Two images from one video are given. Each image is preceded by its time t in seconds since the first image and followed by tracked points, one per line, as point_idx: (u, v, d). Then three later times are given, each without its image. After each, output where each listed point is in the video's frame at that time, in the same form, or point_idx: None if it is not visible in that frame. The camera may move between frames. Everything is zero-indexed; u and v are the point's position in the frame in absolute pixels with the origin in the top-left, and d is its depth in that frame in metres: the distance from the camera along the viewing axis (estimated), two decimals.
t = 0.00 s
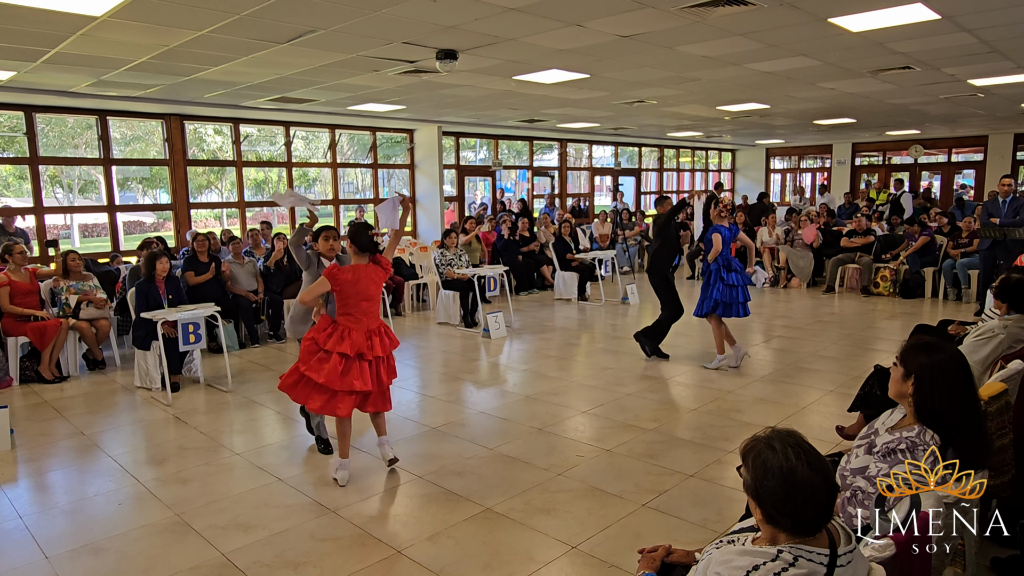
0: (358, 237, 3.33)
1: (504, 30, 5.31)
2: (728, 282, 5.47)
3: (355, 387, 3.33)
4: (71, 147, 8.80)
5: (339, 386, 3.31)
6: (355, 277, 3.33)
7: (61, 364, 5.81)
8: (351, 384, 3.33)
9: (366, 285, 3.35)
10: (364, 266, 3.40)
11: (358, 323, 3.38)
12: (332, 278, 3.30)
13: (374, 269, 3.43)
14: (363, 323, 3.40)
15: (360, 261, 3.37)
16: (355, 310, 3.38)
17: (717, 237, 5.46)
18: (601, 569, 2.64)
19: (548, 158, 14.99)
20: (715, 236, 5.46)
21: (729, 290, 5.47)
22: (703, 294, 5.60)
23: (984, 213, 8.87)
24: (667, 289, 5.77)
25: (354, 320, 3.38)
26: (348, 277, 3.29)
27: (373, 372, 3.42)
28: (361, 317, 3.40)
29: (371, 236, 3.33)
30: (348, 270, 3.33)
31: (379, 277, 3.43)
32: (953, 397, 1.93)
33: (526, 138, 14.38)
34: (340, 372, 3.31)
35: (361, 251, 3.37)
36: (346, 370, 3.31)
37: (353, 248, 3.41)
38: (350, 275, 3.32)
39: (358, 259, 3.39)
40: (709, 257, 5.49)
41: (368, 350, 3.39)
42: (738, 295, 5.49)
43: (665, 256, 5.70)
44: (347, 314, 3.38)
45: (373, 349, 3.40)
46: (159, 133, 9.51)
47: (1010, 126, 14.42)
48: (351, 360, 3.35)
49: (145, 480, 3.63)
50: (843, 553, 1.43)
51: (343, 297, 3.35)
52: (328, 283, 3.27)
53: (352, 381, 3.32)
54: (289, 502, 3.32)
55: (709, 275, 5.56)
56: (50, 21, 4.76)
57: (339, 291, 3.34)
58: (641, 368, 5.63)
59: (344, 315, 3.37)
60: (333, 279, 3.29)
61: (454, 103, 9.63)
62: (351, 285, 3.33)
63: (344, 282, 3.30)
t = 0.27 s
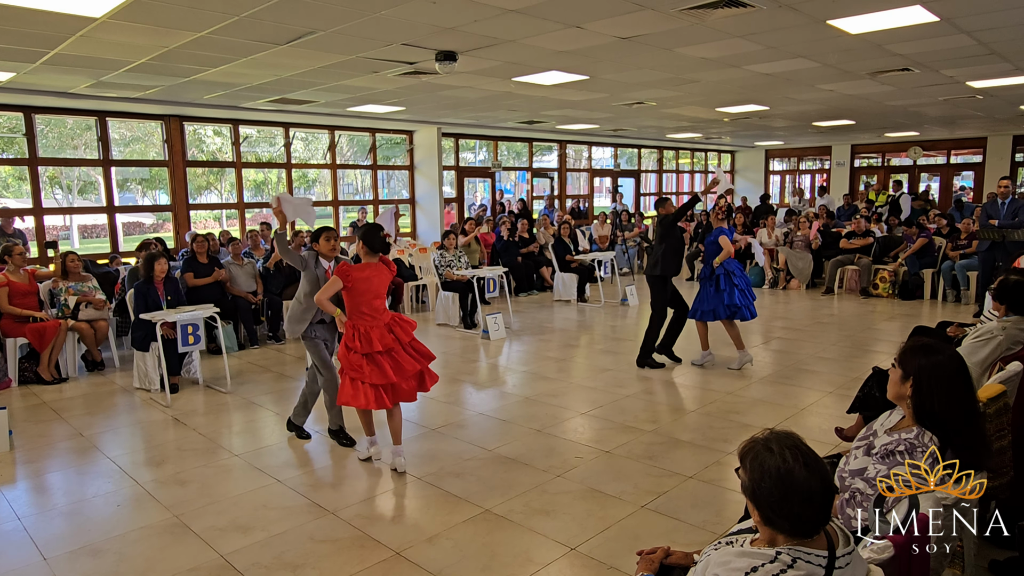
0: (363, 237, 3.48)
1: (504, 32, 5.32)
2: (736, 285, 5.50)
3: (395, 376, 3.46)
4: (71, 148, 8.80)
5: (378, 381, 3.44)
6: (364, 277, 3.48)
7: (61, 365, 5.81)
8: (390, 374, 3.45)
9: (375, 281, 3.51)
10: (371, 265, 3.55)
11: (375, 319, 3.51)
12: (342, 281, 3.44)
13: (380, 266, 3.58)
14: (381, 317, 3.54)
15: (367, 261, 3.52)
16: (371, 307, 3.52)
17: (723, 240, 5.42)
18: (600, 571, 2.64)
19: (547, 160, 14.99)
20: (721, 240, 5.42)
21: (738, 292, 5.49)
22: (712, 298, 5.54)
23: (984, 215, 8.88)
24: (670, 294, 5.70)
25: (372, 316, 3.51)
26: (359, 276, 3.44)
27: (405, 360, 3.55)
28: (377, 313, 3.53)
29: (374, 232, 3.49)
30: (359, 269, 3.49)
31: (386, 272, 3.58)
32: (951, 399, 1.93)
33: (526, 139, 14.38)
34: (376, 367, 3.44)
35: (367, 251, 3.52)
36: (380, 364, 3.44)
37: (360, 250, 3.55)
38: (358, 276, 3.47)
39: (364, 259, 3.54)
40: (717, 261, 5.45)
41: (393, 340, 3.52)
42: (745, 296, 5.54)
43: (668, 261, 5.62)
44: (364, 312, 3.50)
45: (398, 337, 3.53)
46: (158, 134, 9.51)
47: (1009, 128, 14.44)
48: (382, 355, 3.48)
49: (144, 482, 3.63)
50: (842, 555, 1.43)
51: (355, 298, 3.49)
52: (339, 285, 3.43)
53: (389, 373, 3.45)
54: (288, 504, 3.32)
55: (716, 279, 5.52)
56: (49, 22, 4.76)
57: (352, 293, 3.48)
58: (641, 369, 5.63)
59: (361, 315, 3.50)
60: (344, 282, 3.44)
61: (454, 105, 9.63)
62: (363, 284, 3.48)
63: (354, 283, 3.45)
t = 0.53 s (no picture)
0: (377, 235, 3.48)
1: (504, 34, 5.33)
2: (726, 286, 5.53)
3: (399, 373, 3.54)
4: (70, 149, 8.81)
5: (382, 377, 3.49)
6: (377, 274, 3.50)
7: (60, 366, 5.81)
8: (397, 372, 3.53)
9: (387, 279, 3.54)
10: (382, 262, 3.56)
11: (383, 316, 3.54)
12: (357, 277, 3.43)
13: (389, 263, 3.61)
14: (387, 315, 3.57)
15: (377, 259, 3.52)
16: (380, 304, 3.54)
17: (717, 241, 5.40)
18: (599, 572, 2.64)
19: (547, 162, 15.00)
20: (715, 241, 5.40)
21: (727, 293, 5.54)
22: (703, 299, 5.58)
23: (983, 217, 8.88)
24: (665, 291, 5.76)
25: (380, 313, 3.53)
26: (374, 273, 3.46)
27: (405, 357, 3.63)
28: (385, 310, 3.56)
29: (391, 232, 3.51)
30: (371, 266, 3.50)
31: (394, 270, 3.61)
32: (950, 399, 1.94)
33: (526, 141, 14.39)
34: (384, 364, 3.49)
35: (380, 249, 3.53)
36: (387, 360, 3.49)
37: (369, 247, 3.55)
38: (372, 273, 3.48)
39: (375, 256, 3.54)
40: (708, 263, 5.45)
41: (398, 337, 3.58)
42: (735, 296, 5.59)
43: (662, 259, 5.68)
44: (374, 309, 3.52)
45: (402, 335, 3.60)
46: (158, 135, 9.51)
47: (1008, 130, 14.46)
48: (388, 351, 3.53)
49: (143, 483, 3.63)
50: (841, 557, 1.43)
51: (368, 294, 3.49)
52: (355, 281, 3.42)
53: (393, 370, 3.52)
54: (288, 505, 3.31)
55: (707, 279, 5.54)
56: (50, 24, 4.76)
57: (363, 289, 3.48)
58: (640, 371, 5.64)
59: (371, 311, 3.51)
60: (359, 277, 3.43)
61: (453, 106, 9.64)
62: (376, 281, 3.50)
63: (369, 280, 3.46)
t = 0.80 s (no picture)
0: (389, 236, 3.48)
1: (505, 35, 5.33)
2: (722, 288, 5.52)
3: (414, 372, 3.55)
4: (71, 151, 8.82)
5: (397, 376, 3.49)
6: (390, 275, 3.50)
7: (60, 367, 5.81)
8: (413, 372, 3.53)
9: (400, 280, 3.55)
10: (394, 263, 3.57)
11: (397, 316, 3.54)
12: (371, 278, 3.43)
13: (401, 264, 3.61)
14: (400, 315, 3.57)
15: (388, 260, 3.53)
16: (393, 305, 3.54)
17: (711, 243, 5.41)
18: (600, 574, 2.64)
19: (548, 163, 15.00)
20: (707, 243, 5.42)
21: (723, 295, 5.53)
22: (698, 299, 5.62)
23: (983, 218, 8.88)
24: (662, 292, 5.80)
25: (394, 314, 3.53)
26: (385, 276, 3.46)
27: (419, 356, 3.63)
28: (398, 311, 3.56)
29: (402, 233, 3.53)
30: (382, 268, 3.49)
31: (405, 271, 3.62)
32: (952, 402, 1.94)
33: (526, 142, 14.39)
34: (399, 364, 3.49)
35: (392, 250, 3.53)
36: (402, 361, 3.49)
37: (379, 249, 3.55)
38: (385, 274, 3.48)
39: (386, 257, 3.54)
40: (702, 264, 5.47)
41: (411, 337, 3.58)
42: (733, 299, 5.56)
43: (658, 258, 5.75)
44: (387, 309, 3.52)
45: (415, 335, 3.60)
46: (159, 137, 9.52)
47: (1009, 132, 14.45)
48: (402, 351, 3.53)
49: (144, 484, 3.63)
50: (842, 558, 1.43)
51: (381, 295, 3.49)
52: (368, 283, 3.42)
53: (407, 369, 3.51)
54: (288, 507, 3.32)
55: (702, 280, 5.57)
56: (51, 25, 4.76)
57: (376, 290, 3.49)
58: (640, 373, 5.64)
59: (384, 312, 3.51)
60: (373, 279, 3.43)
61: (454, 108, 9.64)
62: (388, 283, 3.49)
63: (382, 281, 3.46)
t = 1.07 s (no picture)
0: (391, 238, 3.51)
1: (506, 38, 5.34)
2: (718, 292, 5.50)
3: (432, 372, 3.51)
4: (73, 152, 8.84)
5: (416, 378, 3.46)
6: (392, 277, 3.50)
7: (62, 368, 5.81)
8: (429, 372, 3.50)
9: (404, 281, 3.53)
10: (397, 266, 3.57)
11: (405, 318, 3.52)
12: (372, 283, 3.44)
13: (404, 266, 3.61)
14: (409, 317, 3.55)
15: (393, 263, 3.55)
16: (400, 307, 3.53)
17: (705, 245, 5.43)
18: None
19: (549, 165, 15.01)
20: (702, 245, 5.44)
21: (718, 299, 5.49)
22: (694, 302, 5.61)
23: (985, 220, 8.87)
24: (658, 295, 5.80)
25: (401, 316, 3.52)
26: (388, 278, 3.47)
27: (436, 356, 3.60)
28: (406, 313, 3.54)
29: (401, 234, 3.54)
30: (386, 271, 3.51)
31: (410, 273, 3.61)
32: (954, 404, 1.93)
33: (527, 144, 14.39)
34: (414, 365, 3.47)
35: (393, 252, 3.54)
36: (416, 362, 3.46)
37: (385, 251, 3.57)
38: (387, 278, 3.49)
39: (388, 261, 3.55)
40: (698, 266, 5.47)
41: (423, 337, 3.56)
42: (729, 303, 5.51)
43: (653, 262, 5.78)
44: (395, 312, 3.51)
45: (428, 335, 3.58)
46: (160, 138, 9.53)
47: (1010, 134, 14.45)
48: (416, 352, 3.51)
49: (145, 486, 3.63)
50: (845, 560, 1.42)
51: (386, 299, 3.49)
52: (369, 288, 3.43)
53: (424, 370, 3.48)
54: (290, 508, 3.32)
55: (699, 283, 5.56)
56: (53, 27, 4.77)
57: (380, 294, 3.50)
58: (641, 374, 5.64)
59: (392, 316, 3.50)
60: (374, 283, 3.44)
61: (455, 110, 9.65)
62: (392, 286, 3.50)
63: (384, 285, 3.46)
